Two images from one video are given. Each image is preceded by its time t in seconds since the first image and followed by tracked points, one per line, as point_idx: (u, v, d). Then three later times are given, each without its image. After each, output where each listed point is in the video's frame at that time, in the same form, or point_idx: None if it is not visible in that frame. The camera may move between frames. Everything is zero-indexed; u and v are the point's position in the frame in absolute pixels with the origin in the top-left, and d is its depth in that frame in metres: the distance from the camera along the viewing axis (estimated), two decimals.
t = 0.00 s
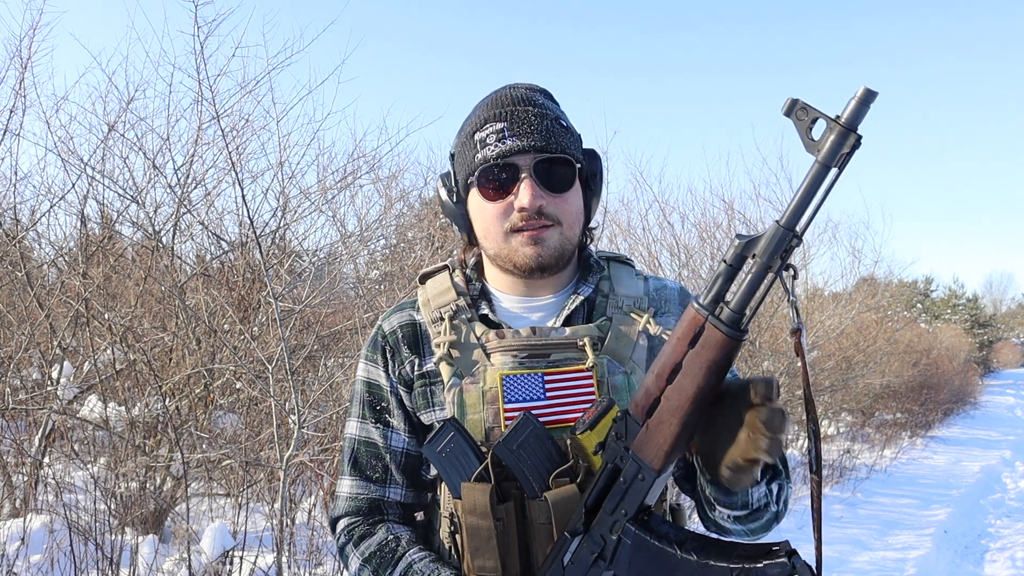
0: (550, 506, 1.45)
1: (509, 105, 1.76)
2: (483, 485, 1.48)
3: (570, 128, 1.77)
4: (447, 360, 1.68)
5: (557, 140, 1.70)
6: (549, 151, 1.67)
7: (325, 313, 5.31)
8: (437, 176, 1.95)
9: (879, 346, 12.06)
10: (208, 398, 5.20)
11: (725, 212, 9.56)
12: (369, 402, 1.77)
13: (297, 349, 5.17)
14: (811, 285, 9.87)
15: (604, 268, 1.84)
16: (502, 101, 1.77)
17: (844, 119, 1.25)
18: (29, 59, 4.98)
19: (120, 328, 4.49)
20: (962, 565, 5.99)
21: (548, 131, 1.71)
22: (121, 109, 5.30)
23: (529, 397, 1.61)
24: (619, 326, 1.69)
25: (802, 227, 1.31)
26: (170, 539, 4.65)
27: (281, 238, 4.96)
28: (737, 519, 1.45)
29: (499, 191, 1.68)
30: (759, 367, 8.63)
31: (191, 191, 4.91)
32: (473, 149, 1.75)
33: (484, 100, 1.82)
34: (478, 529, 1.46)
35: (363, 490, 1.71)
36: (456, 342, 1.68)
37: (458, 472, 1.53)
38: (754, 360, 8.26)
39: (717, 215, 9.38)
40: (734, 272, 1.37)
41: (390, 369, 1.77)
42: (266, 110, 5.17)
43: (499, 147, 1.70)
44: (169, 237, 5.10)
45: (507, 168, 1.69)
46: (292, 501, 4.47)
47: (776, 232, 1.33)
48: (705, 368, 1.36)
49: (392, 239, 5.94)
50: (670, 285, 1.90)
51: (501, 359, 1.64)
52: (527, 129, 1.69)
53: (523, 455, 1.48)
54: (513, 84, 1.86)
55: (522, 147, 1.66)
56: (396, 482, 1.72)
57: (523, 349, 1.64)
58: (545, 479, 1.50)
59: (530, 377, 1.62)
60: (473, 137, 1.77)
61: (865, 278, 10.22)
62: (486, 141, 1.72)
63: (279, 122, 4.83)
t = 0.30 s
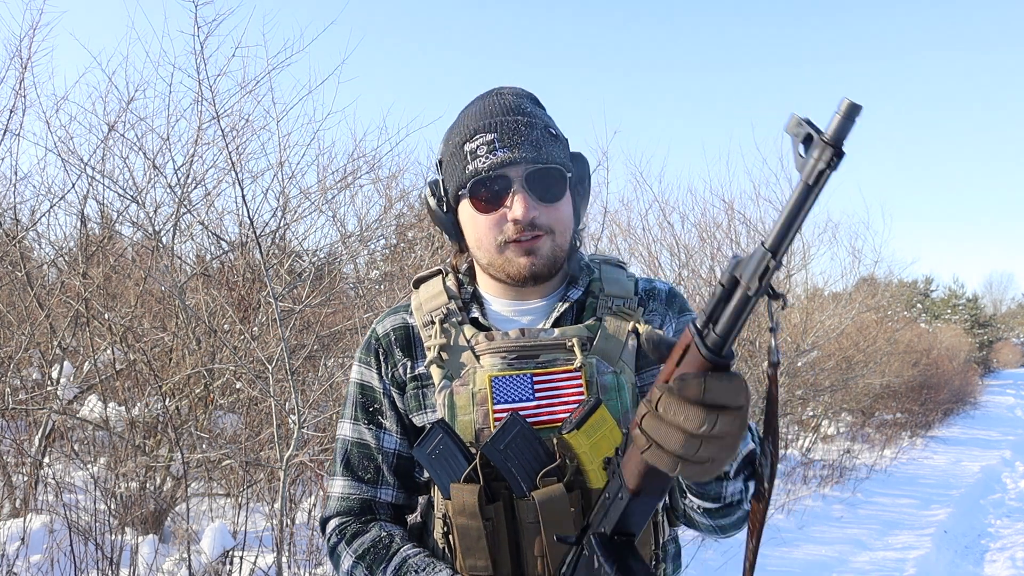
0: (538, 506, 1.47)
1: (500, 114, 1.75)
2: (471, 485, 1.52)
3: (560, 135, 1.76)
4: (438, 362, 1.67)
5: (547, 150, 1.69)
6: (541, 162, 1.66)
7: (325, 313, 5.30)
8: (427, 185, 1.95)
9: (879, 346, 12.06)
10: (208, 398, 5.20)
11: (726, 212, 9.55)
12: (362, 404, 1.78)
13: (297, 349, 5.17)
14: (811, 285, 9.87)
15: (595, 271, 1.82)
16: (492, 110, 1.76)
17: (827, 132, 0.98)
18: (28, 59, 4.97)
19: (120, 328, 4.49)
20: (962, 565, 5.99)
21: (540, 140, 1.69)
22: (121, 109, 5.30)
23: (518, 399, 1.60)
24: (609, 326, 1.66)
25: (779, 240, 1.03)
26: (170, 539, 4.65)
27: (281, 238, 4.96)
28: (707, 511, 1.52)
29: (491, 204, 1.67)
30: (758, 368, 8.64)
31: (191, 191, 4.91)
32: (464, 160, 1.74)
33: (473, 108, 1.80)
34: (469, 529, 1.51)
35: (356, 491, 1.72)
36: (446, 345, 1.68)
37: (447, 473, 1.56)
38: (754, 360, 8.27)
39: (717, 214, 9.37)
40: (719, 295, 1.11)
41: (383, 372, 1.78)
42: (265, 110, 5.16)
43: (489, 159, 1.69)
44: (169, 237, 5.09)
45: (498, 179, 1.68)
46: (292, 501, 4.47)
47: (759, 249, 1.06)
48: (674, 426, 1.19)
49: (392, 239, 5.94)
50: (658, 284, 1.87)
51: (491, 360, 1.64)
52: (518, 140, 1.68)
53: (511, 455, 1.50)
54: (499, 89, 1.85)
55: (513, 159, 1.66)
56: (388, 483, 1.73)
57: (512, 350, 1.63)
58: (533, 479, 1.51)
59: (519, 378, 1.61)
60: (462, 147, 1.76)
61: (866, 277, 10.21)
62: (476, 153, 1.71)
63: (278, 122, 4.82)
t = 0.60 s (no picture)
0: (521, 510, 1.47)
1: (505, 129, 1.70)
2: (455, 487, 1.52)
3: (563, 153, 1.74)
4: (424, 367, 1.67)
5: (553, 173, 1.66)
6: (546, 188, 1.65)
7: (325, 313, 5.30)
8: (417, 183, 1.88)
9: (879, 346, 12.06)
10: (207, 398, 5.20)
11: (725, 212, 9.56)
12: (352, 408, 1.77)
13: (297, 349, 5.17)
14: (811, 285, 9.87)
15: (581, 272, 1.79)
16: (497, 125, 1.70)
17: (874, 207, 1.03)
18: (29, 60, 4.97)
19: (120, 328, 4.49)
20: (963, 565, 5.99)
21: (545, 163, 1.66)
22: (122, 109, 5.31)
23: (503, 401, 1.61)
24: (594, 328, 1.66)
25: (806, 311, 1.10)
26: (170, 539, 4.65)
27: (281, 238, 4.96)
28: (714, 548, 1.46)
29: (494, 226, 1.65)
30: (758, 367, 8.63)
31: (191, 192, 4.91)
32: (467, 176, 1.70)
33: (475, 116, 1.74)
34: (451, 530, 1.51)
35: (347, 493, 1.71)
36: (432, 351, 1.68)
37: (433, 475, 1.56)
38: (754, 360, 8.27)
39: (717, 214, 9.38)
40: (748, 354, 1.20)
41: (372, 377, 1.77)
42: (266, 110, 5.17)
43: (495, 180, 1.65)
44: (169, 237, 5.09)
45: (503, 203, 1.65)
46: (292, 501, 4.47)
47: (788, 318, 1.15)
48: (697, 457, 1.22)
49: (392, 239, 5.94)
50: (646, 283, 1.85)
51: (476, 364, 1.64)
52: (523, 163, 1.65)
53: (495, 459, 1.51)
54: (502, 93, 1.77)
55: (520, 185, 1.63)
56: (379, 486, 1.73)
57: (497, 354, 1.63)
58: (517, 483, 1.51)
59: (505, 382, 1.62)
60: (465, 161, 1.71)
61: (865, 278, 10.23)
62: (481, 172, 1.67)
63: (279, 122, 4.83)
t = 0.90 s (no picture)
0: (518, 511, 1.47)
1: (498, 133, 1.70)
2: (451, 489, 1.52)
3: (556, 156, 1.74)
4: (419, 369, 1.67)
5: (546, 178, 1.66)
6: (539, 193, 1.64)
7: (325, 313, 5.31)
8: (410, 187, 1.88)
9: (879, 346, 12.07)
10: (207, 398, 5.20)
11: (725, 212, 9.56)
12: (347, 411, 1.76)
13: (297, 349, 5.18)
14: (811, 285, 9.87)
15: (575, 271, 1.79)
16: (490, 129, 1.70)
17: (875, 215, 1.05)
18: (29, 60, 4.97)
19: (120, 328, 4.49)
20: (962, 565, 5.99)
21: (539, 167, 1.67)
22: (122, 109, 5.32)
23: (497, 403, 1.60)
24: (588, 328, 1.66)
25: (806, 318, 1.13)
26: (170, 539, 4.64)
27: (281, 238, 4.97)
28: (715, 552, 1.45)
29: (487, 231, 1.65)
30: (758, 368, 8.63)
31: (191, 191, 4.91)
32: (460, 181, 1.70)
33: (468, 119, 1.74)
34: (448, 532, 1.51)
35: (344, 496, 1.71)
36: (426, 352, 1.68)
37: (428, 477, 1.57)
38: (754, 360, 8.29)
39: (717, 214, 9.39)
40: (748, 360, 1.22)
41: (367, 379, 1.77)
42: (266, 110, 5.18)
43: (488, 186, 1.65)
44: (169, 237, 5.09)
45: (497, 208, 1.65)
46: (292, 501, 4.47)
47: (789, 324, 1.17)
48: (696, 464, 1.23)
49: (392, 239, 5.94)
50: (639, 281, 1.86)
51: (470, 365, 1.64)
52: (516, 167, 1.65)
53: (489, 460, 1.50)
54: (496, 95, 1.77)
55: (513, 189, 1.63)
56: (376, 488, 1.73)
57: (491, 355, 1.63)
58: (513, 483, 1.51)
59: (498, 383, 1.62)
60: (458, 166, 1.71)
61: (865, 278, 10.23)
62: (475, 176, 1.66)
63: (279, 122, 4.84)
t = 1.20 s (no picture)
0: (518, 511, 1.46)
1: (498, 133, 1.70)
2: (451, 490, 1.51)
3: (556, 157, 1.74)
4: (418, 370, 1.67)
5: (548, 178, 1.66)
6: (540, 193, 1.65)
7: (325, 313, 5.31)
8: (409, 187, 1.87)
9: (879, 346, 12.07)
10: (207, 398, 5.19)
11: (725, 212, 9.56)
12: (346, 412, 1.76)
13: (297, 349, 5.17)
14: (811, 285, 9.87)
15: (574, 271, 1.79)
16: (490, 130, 1.70)
17: (896, 230, 1.10)
18: (29, 60, 4.97)
19: (120, 328, 4.49)
20: (963, 565, 5.99)
21: (540, 167, 1.67)
22: (122, 110, 5.32)
23: (497, 404, 1.61)
24: (588, 329, 1.66)
25: (823, 331, 1.18)
26: (170, 539, 4.64)
27: (281, 238, 4.97)
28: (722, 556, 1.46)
29: (489, 232, 1.65)
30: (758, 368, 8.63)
31: (191, 191, 4.91)
32: (461, 181, 1.69)
33: (468, 119, 1.73)
34: (449, 533, 1.50)
35: (343, 497, 1.71)
36: (425, 353, 1.68)
37: (428, 479, 1.56)
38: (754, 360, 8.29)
39: (717, 215, 9.40)
40: (764, 371, 1.28)
41: (366, 380, 1.76)
42: (265, 110, 5.18)
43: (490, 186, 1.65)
44: (169, 237, 5.09)
45: (498, 208, 1.65)
46: (292, 501, 4.47)
47: (805, 336, 1.22)
48: (710, 473, 1.23)
49: (392, 239, 5.94)
50: (637, 280, 1.86)
51: (469, 366, 1.64)
52: (517, 167, 1.65)
53: (490, 462, 1.50)
54: (495, 95, 1.77)
55: (515, 190, 1.63)
56: (376, 489, 1.73)
57: (490, 356, 1.63)
58: (513, 484, 1.51)
59: (498, 384, 1.62)
60: (459, 165, 1.70)
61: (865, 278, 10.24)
62: (476, 177, 1.66)
63: (278, 122, 4.85)
